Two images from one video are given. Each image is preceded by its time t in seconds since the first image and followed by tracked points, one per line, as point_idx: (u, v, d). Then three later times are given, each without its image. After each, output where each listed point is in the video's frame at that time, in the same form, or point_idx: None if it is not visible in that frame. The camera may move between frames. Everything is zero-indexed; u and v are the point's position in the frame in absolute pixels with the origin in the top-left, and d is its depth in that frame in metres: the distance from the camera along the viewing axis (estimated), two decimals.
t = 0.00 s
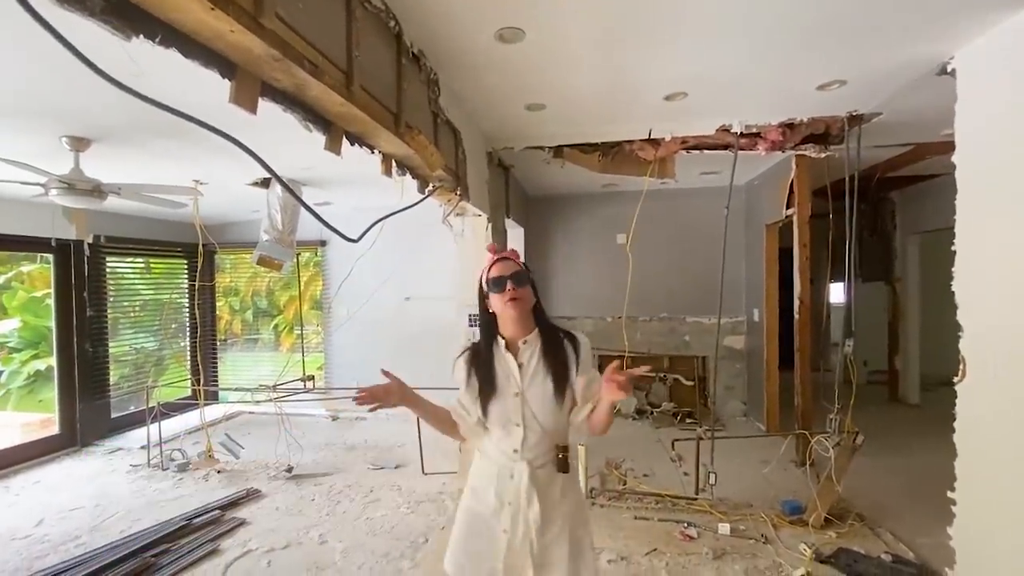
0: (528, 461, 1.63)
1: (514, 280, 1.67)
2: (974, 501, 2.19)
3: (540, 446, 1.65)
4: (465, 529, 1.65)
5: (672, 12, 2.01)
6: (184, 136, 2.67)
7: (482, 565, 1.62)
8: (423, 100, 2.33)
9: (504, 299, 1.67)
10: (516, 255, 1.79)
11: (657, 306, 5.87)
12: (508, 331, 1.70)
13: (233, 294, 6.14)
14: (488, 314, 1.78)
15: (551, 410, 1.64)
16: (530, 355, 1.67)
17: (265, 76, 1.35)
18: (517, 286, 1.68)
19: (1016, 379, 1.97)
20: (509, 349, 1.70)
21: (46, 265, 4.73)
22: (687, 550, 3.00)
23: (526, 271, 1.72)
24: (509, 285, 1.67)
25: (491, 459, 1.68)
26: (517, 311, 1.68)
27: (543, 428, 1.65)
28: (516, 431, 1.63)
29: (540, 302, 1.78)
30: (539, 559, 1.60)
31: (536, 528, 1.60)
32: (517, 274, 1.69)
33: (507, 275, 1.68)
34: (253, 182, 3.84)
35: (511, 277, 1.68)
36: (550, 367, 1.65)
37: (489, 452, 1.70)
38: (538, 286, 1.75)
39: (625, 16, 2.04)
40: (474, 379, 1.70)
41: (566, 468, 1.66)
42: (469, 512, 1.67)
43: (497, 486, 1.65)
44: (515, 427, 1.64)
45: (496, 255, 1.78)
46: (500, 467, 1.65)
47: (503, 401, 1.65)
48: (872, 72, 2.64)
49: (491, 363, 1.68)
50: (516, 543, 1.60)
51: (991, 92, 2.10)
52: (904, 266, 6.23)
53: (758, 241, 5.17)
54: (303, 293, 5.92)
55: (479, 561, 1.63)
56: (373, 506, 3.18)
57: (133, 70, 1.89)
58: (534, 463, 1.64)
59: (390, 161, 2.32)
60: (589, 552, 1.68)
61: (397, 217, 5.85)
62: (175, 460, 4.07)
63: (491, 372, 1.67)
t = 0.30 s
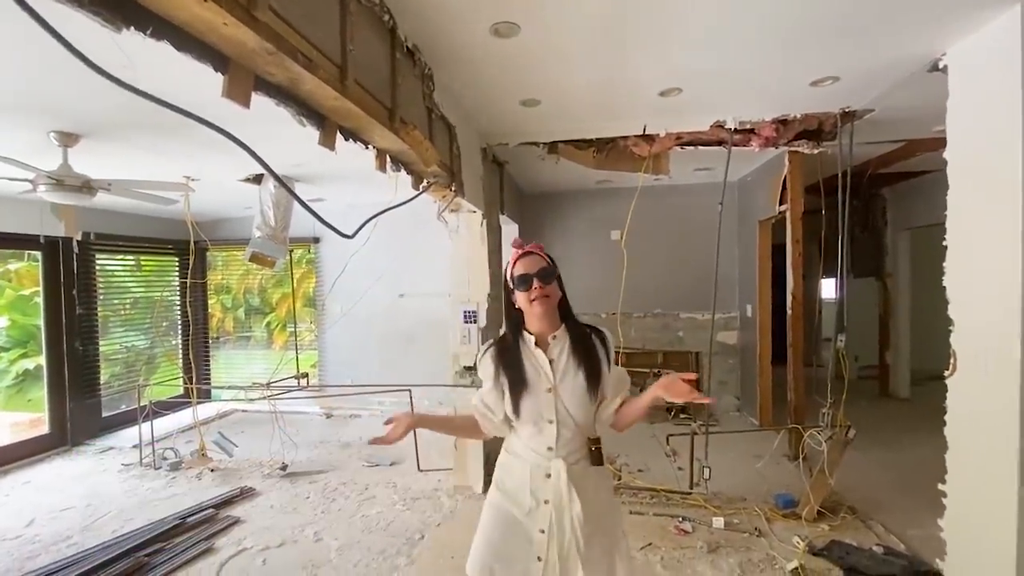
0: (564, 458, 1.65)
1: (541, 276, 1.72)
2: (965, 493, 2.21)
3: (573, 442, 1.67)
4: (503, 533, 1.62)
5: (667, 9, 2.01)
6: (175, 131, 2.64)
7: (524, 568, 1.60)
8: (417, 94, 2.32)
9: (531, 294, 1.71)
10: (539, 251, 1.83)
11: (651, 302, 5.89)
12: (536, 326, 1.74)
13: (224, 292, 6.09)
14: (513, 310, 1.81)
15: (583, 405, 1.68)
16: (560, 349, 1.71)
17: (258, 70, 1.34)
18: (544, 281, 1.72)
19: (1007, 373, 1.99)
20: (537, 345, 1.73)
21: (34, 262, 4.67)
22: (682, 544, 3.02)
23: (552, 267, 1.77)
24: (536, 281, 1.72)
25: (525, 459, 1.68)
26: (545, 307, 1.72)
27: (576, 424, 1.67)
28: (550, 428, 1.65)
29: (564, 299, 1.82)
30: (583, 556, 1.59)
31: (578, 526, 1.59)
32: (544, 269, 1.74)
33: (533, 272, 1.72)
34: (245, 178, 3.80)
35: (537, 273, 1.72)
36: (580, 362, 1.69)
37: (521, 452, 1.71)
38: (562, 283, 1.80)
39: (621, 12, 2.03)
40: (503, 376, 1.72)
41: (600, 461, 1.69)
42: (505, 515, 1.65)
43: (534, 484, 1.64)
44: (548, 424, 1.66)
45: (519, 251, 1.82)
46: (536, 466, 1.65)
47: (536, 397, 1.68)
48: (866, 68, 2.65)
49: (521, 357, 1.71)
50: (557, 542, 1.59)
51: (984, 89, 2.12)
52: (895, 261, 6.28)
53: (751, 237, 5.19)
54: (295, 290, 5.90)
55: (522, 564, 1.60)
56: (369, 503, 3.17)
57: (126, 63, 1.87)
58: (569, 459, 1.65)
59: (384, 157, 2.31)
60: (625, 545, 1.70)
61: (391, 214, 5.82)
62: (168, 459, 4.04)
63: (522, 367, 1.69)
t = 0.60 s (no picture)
0: (567, 456, 1.64)
1: (553, 271, 1.71)
2: (959, 487, 2.23)
3: (576, 441, 1.67)
4: (504, 529, 1.61)
5: (663, 5, 2.01)
6: (167, 129, 2.60)
7: (524, 565, 1.58)
8: (412, 91, 2.30)
9: (543, 289, 1.71)
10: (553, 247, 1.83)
11: (646, 299, 5.90)
12: (546, 322, 1.73)
13: (217, 292, 6.05)
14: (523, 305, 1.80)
15: (590, 403, 1.68)
16: (569, 347, 1.70)
17: (251, 66, 1.32)
18: (557, 277, 1.72)
19: (1001, 368, 2.00)
20: (545, 341, 1.73)
21: (23, 263, 4.61)
22: (679, 541, 3.02)
23: (566, 263, 1.77)
24: (549, 276, 1.71)
25: (527, 456, 1.68)
26: (557, 302, 1.72)
27: (580, 422, 1.67)
28: (553, 425, 1.65)
29: (575, 298, 1.82)
30: (582, 557, 1.59)
31: (579, 525, 1.59)
32: (558, 265, 1.73)
33: (546, 267, 1.72)
34: (238, 177, 3.77)
35: (550, 268, 1.72)
36: (588, 361, 1.69)
37: (524, 448, 1.70)
38: (574, 280, 1.80)
39: (617, 9, 2.03)
40: (510, 370, 1.73)
41: (602, 462, 1.67)
42: (508, 512, 1.63)
43: (536, 481, 1.64)
44: (551, 421, 1.66)
45: (533, 245, 1.81)
46: (539, 463, 1.65)
47: (541, 392, 1.67)
48: (860, 65, 2.65)
49: (529, 353, 1.70)
50: (557, 541, 1.59)
51: (977, 85, 2.13)
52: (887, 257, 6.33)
53: (745, 234, 5.21)
54: (289, 289, 5.86)
55: (521, 562, 1.58)
56: (365, 503, 3.15)
57: (115, 60, 1.84)
58: (572, 458, 1.65)
59: (379, 155, 2.29)
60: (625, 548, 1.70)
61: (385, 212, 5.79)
62: (160, 461, 4.00)
63: (529, 362, 1.69)
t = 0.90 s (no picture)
0: (565, 457, 1.63)
1: (554, 270, 1.70)
2: (956, 484, 2.23)
3: (575, 441, 1.65)
4: (504, 531, 1.61)
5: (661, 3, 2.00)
6: (160, 129, 2.58)
7: (525, 568, 1.58)
8: (408, 90, 2.29)
9: (541, 287, 1.69)
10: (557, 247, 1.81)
11: (643, 298, 5.90)
12: (542, 322, 1.72)
13: (210, 293, 6.01)
14: (522, 303, 1.80)
15: (584, 405, 1.66)
16: (563, 348, 1.68)
17: (245, 64, 1.30)
18: (559, 276, 1.71)
19: (998, 364, 2.01)
20: (541, 341, 1.72)
21: (14, 265, 4.57)
22: (678, 539, 3.02)
23: (568, 264, 1.75)
24: (550, 273, 1.70)
25: (526, 456, 1.67)
26: (553, 303, 1.70)
27: (576, 424, 1.66)
28: (548, 426, 1.65)
29: (576, 298, 1.80)
30: (583, 559, 1.58)
31: (579, 527, 1.58)
32: (560, 264, 1.72)
33: (547, 264, 1.71)
34: (231, 177, 3.74)
35: (551, 266, 1.71)
36: (583, 362, 1.66)
37: (523, 449, 1.70)
38: (575, 282, 1.78)
39: (614, 7, 2.01)
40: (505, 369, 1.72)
41: (603, 463, 1.66)
42: (508, 514, 1.63)
43: (535, 483, 1.63)
44: (546, 422, 1.65)
45: (537, 243, 1.80)
46: (538, 464, 1.64)
47: (536, 393, 1.67)
48: (857, 62, 2.65)
49: (524, 353, 1.70)
50: (558, 543, 1.58)
51: (974, 81, 2.13)
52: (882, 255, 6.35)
53: (741, 232, 5.22)
54: (284, 290, 5.82)
55: (522, 564, 1.59)
56: (362, 505, 3.13)
57: (106, 57, 1.81)
58: (571, 459, 1.64)
59: (375, 154, 2.28)
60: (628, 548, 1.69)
61: (380, 212, 5.77)
62: (155, 465, 3.97)
63: (522, 362, 1.68)
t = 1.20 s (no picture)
0: (562, 457, 1.62)
1: (549, 277, 1.68)
2: (956, 482, 2.23)
3: (572, 441, 1.64)
4: (503, 533, 1.60)
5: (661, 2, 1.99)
6: (154, 129, 2.56)
7: (524, 568, 1.58)
8: (405, 89, 2.28)
9: (535, 294, 1.68)
10: (552, 247, 1.79)
11: (641, 298, 5.89)
12: (536, 324, 1.72)
13: (206, 295, 5.97)
14: (517, 304, 1.79)
15: (577, 405, 1.63)
16: (557, 348, 1.67)
17: (241, 63, 1.29)
18: (555, 282, 1.70)
19: (998, 362, 2.00)
20: (535, 342, 1.72)
21: (7, 268, 4.53)
22: (678, 539, 3.01)
23: (562, 267, 1.73)
24: (544, 280, 1.68)
25: (524, 457, 1.67)
26: (548, 306, 1.68)
27: (571, 424, 1.64)
28: (543, 427, 1.64)
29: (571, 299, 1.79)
30: (582, 560, 1.57)
31: (578, 528, 1.57)
32: (555, 270, 1.70)
33: (542, 270, 1.69)
34: (227, 177, 3.72)
35: (546, 273, 1.69)
36: (575, 362, 1.64)
37: (521, 450, 1.69)
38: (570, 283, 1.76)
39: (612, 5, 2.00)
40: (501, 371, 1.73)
41: (601, 463, 1.65)
42: (507, 515, 1.62)
43: (533, 483, 1.62)
44: (540, 423, 1.65)
45: (532, 246, 1.78)
46: (535, 464, 1.63)
47: (529, 394, 1.67)
48: (854, 60, 2.65)
49: (518, 355, 1.70)
50: (558, 544, 1.57)
51: (973, 79, 2.12)
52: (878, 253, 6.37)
53: (738, 231, 5.22)
54: (280, 291, 5.80)
55: (522, 565, 1.58)
56: (360, 507, 3.12)
57: (98, 55, 1.79)
58: (568, 459, 1.63)
59: (371, 154, 2.26)
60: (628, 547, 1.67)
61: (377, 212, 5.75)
62: (151, 468, 3.94)
63: (515, 363, 1.69)
